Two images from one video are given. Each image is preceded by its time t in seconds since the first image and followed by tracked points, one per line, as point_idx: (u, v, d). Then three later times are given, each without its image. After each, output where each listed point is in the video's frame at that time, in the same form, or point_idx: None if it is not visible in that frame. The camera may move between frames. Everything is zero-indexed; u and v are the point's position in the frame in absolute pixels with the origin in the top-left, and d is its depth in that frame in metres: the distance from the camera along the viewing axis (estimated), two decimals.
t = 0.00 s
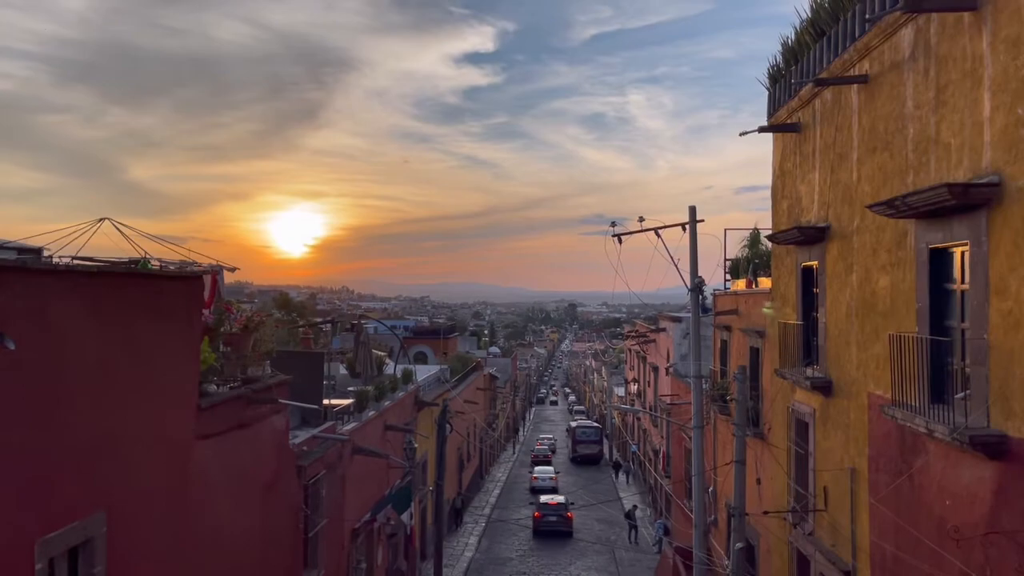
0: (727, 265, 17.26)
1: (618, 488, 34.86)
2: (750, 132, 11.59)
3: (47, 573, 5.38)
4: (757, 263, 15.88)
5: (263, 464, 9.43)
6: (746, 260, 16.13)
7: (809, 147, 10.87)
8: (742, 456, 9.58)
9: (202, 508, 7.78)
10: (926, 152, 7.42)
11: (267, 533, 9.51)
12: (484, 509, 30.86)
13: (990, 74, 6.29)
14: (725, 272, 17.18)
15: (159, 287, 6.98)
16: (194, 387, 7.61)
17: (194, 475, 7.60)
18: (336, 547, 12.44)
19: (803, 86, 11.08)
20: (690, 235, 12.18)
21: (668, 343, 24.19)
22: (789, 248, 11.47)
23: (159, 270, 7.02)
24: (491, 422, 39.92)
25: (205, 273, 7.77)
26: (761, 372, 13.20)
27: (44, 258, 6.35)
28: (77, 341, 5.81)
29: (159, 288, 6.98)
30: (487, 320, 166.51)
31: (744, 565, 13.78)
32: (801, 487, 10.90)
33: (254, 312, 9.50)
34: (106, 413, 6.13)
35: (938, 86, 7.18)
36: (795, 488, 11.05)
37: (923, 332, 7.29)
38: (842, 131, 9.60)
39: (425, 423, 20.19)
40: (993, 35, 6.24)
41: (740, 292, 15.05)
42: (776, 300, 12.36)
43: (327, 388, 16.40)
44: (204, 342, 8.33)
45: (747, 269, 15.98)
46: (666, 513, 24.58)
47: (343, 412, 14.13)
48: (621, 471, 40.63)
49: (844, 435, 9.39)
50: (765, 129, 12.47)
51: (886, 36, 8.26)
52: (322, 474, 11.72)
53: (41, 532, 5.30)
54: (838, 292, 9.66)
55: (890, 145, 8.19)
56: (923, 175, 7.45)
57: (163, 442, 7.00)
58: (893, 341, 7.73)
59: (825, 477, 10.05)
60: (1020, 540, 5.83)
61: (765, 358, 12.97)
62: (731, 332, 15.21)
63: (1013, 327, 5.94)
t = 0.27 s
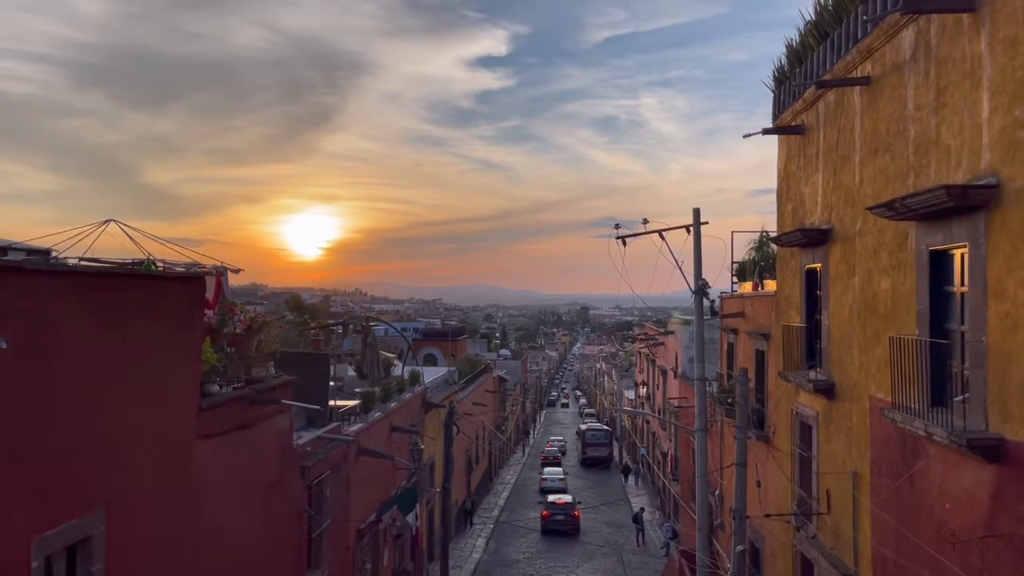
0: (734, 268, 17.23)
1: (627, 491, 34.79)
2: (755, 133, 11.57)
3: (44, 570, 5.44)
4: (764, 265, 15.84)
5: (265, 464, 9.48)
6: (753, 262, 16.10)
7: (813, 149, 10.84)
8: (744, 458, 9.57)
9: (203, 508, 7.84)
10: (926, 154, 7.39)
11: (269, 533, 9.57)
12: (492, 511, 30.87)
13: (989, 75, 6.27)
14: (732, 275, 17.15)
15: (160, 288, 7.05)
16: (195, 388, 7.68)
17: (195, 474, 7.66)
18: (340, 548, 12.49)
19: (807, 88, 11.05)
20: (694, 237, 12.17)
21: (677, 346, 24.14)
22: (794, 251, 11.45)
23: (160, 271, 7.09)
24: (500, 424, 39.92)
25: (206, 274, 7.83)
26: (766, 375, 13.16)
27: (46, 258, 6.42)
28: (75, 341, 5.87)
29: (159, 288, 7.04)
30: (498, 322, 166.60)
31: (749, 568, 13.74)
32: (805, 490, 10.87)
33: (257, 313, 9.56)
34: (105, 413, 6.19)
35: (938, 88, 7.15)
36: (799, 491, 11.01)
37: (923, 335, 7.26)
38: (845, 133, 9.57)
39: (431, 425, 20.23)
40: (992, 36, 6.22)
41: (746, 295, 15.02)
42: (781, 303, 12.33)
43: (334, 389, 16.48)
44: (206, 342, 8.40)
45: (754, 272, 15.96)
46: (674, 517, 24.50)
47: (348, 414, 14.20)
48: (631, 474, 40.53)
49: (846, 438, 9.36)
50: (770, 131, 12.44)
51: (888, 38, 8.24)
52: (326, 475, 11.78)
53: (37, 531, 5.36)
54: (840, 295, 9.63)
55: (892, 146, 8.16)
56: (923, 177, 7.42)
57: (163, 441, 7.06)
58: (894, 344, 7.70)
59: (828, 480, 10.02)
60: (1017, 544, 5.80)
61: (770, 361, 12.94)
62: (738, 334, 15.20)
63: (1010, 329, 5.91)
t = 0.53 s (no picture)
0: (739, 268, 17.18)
1: (634, 492, 34.74)
2: (758, 133, 11.54)
3: (40, 568, 5.47)
4: (768, 266, 15.80)
5: (266, 463, 9.52)
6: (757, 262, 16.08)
7: (815, 150, 10.80)
8: (744, 459, 9.55)
9: (203, 507, 7.87)
10: (926, 155, 7.35)
11: (270, 532, 9.60)
12: (499, 511, 30.89)
13: (987, 75, 6.23)
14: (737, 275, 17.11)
15: (159, 288, 7.08)
16: (195, 387, 7.71)
17: (194, 473, 7.69)
18: (343, 547, 12.54)
19: (810, 88, 11.02)
20: (697, 238, 12.15)
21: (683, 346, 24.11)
22: (797, 251, 11.41)
23: (159, 271, 7.12)
24: (507, 425, 39.93)
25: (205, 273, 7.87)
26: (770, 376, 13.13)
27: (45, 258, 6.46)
28: (72, 339, 5.90)
29: (158, 288, 7.08)
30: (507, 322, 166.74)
31: (753, 570, 13.70)
32: (807, 492, 10.83)
33: (259, 312, 9.62)
34: (103, 411, 6.23)
35: (938, 87, 7.10)
36: (801, 493, 10.97)
37: (922, 336, 7.23)
38: (847, 133, 9.53)
39: (437, 425, 20.28)
40: (990, 35, 6.18)
41: (750, 295, 14.99)
42: (784, 304, 12.30)
43: (338, 388, 16.52)
44: (207, 342, 8.44)
45: (759, 272, 15.93)
46: (680, 518, 24.44)
47: (352, 413, 14.24)
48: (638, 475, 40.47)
49: (848, 439, 9.32)
50: (773, 131, 12.40)
51: (889, 37, 8.20)
52: (329, 474, 11.82)
53: (33, 528, 5.39)
54: (842, 296, 9.59)
55: (892, 147, 8.12)
56: (923, 178, 7.38)
57: (162, 440, 7.09)
58: (894, 345, 7.67)
59: (830, 482, 9.98)
60: (1014, 547, 5.76)
61: (773, 362, 12.91)
62: (743, 334, 15.18)
63: (1008, 331, 5.88)
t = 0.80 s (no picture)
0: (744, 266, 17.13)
1: (641, 490, 34.70)
2: (761, 130, 11.49)
3: (37, 561, 5.51)
4: (773, 263, 15.75)
5: (268, 460, 9.55)
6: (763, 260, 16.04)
7: (819, 146, 10.75)
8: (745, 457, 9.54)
9: (203, 502, 7.90)
10: (927, 151, 7.30)
11: (272, 528, 9.63)
12: (505, 508, 30.94)
13: (987, 71, 6.18)
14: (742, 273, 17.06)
15: (158, 285, 7.12)
16: (195, 382, 7.74)
17: (194, 468, 7.72)
18: (346, 543, 12.58)
19: (814, 85, 10.97)
20: (700, 235, 12.12)
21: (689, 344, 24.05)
22: (800, 249, 11.36)
23: (159, 267, 7.15)
24: (514, 422, 39.94)
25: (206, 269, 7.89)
26: (774, 374, 13.08)
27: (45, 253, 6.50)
28: (71, 334, 5.93)
29: (158, 284, 7.11)
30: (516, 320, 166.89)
31: (757, 568, 13.64)
32: (810, 490, 10.79)
33: (260, 308, 9.65)
34: (102, 406, 6.26)
35: (939, 83, 7.05)
36: (804, 491, 10.94)
37: (923, 334, 7.18)
38: (850, 130, 9.48)
39: (442, 422, 20.32)
40: (991, 30, 6.13)
41: (755, 293, 14.94)
42: (788, 301, 12.25)
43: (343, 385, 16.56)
44: (207, 338, 8.47)
45: (764, 270, 15.88)
46: (686, 516, 24.40)
47: (356, 409, 14.28)
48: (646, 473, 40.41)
49: (850, 437, 9.28)
50: (777, 128, 12.35)
51: (891, 33, 8.15)
52: (332, 470, 11.86)
53: (30, 522, 5.42)
54: (845, 293, 9.55)
55: (894, 143, 8.07)
56: (924, 174, 7.33)
57: (162, 435, 7.12)
58: (894, 343, 7.63)
59: (832, 480, 9.94)
60: (1013, 547, 5.72)
61: (777, 360, 12.86)
62: (748, 332, 15.14)
63: (1007, 328, 5.83)
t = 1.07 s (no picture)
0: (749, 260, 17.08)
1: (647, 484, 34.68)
2: (764, 124, 11.44)
3: (33, 551, 5.55)
4: (778, 258, 15.70)
5: (269, 453, 9.60)
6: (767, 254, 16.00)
7: (822, 140, 10.70)
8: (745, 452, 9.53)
9: (203, 495, 7.95)
10: (928, 145, 7.26)
11: (273, 521, 9.68)
12: (511, 502, 31.00)
13: (987, 64, 6.14)
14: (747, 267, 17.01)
15: (158, 277, 7.16)
16: (195, 375, 7.78)
17: (194, 460, 7.76)
18: (348, 535, 12.63)
19: (817, 79, 10.92)
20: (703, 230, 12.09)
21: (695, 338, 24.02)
22: (803, 243, 11.32)
23: (159, 260, 7.19)
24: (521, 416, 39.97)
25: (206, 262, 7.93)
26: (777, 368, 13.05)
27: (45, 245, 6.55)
28: (70, 327, 5.97)
29: (158, 277, 7.16)
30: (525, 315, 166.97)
31: (760, 564, 13.62)
32: (811, 485, 10.76)
33: (262, 302, 9.69)
34: (101, 398, 6.30)
35: (940, 76, 7.01)
36: (806, 486, 10.91)
37: (922, 329, 7.15)
38: (852, 124, 9.43)
39: (447, 416, 20.36)
40: (991, 23, 6.08)
41: (760, 288, 14.90)
42: (792, 296, 12.21)
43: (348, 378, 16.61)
44: (208, 331, 8.52)
45: (768, 264, 15.83)
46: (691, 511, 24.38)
47: (360, 403, 14.32)
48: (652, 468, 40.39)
49: (851, 433, 9.25)
50: (781, 121, 12.30)
51: (893, 26, 8.10)
52: (334, 463, 11.90)
53: (27, 513, 5.47)
54: (846, 287, 9.51)
55: (896, 137, 8.03)
56: (924, 168, 7.29)
57: (161, 427, 7.17)
58: (894, 337, 7.60)
59: (832, 475, 9.91)
60: (1009, 543, 5.70)
61: (780, 355, 12.82)
62: (752, 327, 15.09)
63: (1004, 323, 5.80)
